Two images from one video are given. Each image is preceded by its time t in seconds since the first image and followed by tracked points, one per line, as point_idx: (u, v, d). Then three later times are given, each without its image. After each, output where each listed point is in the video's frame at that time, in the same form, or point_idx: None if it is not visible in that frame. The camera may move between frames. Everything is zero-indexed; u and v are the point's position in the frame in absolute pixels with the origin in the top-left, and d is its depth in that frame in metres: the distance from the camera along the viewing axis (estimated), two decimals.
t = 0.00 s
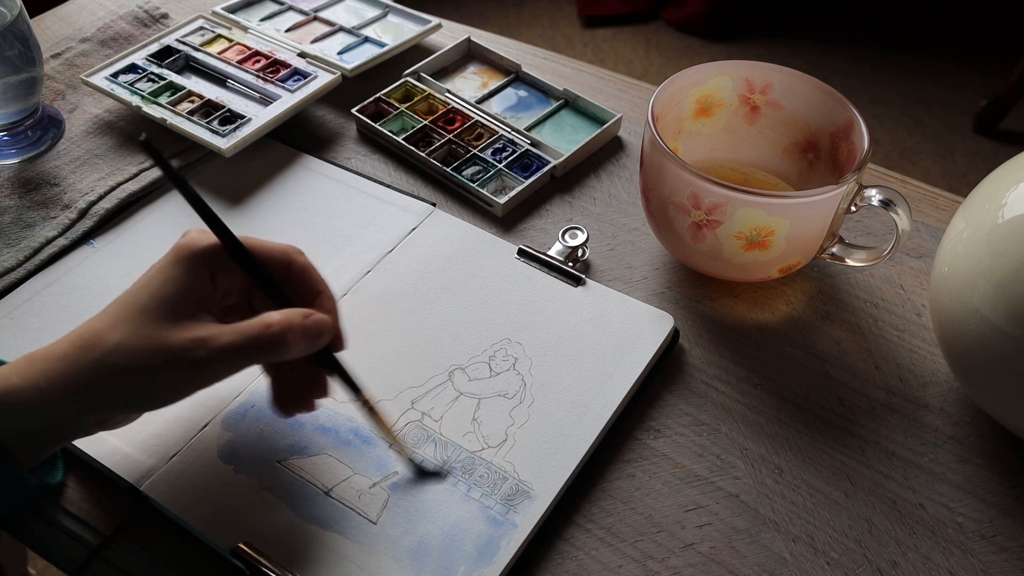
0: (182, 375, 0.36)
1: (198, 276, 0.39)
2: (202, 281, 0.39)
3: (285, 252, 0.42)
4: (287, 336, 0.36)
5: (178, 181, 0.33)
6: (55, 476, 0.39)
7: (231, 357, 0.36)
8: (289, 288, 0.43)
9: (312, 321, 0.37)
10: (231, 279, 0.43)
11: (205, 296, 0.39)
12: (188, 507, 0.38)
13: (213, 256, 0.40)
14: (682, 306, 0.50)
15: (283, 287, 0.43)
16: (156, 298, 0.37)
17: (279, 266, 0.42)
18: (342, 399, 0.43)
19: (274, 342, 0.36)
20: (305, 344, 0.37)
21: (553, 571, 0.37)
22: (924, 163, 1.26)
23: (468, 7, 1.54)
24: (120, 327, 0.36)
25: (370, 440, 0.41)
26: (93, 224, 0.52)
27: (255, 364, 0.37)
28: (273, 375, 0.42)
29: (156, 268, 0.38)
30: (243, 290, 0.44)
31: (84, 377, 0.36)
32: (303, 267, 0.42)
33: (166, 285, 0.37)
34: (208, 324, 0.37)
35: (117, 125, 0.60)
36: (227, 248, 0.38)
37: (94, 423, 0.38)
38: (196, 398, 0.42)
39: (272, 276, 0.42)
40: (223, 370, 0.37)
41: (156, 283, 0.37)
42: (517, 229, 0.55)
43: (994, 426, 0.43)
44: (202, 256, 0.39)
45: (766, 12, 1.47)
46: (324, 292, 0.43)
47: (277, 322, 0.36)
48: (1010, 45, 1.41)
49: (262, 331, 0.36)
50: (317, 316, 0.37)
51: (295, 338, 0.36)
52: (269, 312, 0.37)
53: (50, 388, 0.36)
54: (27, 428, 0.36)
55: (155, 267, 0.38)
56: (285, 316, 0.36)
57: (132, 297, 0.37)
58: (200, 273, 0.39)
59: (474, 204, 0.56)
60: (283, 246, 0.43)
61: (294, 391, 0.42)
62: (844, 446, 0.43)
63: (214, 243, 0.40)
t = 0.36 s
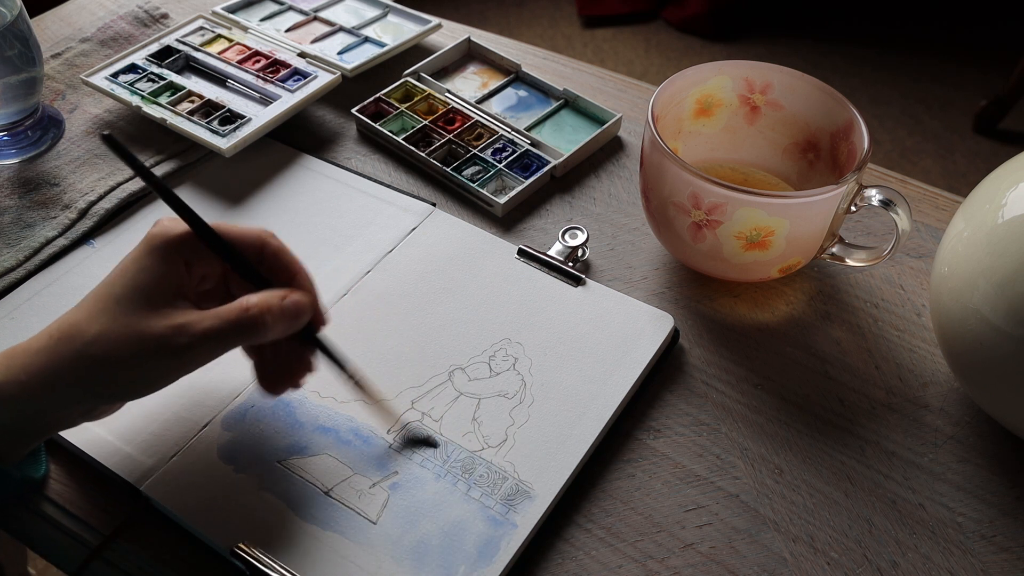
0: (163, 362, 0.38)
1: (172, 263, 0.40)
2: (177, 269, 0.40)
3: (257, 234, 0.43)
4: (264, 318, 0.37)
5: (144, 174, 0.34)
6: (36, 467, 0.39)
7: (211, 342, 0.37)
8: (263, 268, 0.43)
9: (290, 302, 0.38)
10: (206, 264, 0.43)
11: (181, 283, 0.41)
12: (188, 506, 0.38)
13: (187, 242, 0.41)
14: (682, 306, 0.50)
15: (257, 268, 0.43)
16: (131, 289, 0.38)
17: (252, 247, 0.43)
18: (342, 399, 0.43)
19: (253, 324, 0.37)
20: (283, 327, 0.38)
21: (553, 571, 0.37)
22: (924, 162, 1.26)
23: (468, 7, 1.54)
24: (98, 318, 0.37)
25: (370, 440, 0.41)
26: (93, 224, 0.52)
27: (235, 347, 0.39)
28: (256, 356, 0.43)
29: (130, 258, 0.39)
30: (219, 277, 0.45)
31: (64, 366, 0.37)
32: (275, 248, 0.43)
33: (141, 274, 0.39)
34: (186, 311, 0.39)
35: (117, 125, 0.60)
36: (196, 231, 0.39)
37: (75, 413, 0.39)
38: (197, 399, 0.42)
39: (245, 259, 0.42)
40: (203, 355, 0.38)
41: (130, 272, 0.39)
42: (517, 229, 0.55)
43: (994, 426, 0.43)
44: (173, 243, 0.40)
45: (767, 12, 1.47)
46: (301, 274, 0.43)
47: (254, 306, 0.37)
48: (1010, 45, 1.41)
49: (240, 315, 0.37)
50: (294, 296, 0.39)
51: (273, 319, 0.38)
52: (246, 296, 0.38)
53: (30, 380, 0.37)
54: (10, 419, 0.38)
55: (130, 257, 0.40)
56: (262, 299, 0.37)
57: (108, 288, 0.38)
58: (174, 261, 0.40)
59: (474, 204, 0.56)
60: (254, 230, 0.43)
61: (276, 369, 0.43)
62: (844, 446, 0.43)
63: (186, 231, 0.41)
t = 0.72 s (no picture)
0: (145, 347, 0.37)
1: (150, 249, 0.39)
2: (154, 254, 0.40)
3: (235, 216, 0.43)
4: (244, 299, 0.35)
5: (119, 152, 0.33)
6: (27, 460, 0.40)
7: (193, 327, 0.36)
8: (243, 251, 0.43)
9: (267, 283, 0.36)
10: (184, 249, 0.43)
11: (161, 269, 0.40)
12: (187, 505, 0.38)
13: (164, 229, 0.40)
14: (682, 306, 0.50)
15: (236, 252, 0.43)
16: (113, 278, 0.38)
17: (231, 230, 0.43)
18: (342, 398, 0.43)
19: (233, 306, 0.35)
20: (263, 306, 0.37)
21: (553, 571, 0.37)
22: (924, 163, 1.26)
23: (468, 7, 1.54)
24: (80, 309, 0.37)
25: (370, 440, 0.41)
26: (93, 224, 0.52)
27: (218, 330, 0.37)
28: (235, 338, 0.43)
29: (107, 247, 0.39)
30: (198, 262, 0.45)
31: (51, 360, 0.37)
32: (256, 230, 0.43)
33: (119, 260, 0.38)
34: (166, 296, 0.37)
35: (117, 125, 0.60)
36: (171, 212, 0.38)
37: (64, 405, 0.39)
38: (197, 398, 0.42)
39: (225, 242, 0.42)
40: (185, 339, 0.37)
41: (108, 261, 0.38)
42: (516, 229, 0.55)
43: (994, 426, 0.43)
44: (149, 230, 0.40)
45: (767, 12, 1.47)
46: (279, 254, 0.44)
47: (234, 287, 0.35)
48: (1010, 45, 1.41)
49: (218, 296, 0.35)
50: (272, 276, 0.37)
51: (253, 300, 0.36)
52: (227, 276, 0.36)
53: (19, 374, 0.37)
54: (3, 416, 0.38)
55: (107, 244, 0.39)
56: (241, 279, 0.36)
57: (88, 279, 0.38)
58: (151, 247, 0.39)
59: (474, 204, 0.56)
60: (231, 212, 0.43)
61: (256, 351, 0.43)
62: (844, 447, 0.43)
63: (163, 216, 0.40)
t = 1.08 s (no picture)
0: (147, 345, 0.37)
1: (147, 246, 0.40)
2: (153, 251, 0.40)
3: (233, 211, 0.43)
4: (245, 294, 0.36)
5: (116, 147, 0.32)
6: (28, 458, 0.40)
7: (194, 322, 0.36)
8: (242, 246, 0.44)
9: (269, 277, 0.37)
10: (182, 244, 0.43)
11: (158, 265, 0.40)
12: (187, 505, 0.38)
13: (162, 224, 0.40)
14: (682, 306, 0.50)
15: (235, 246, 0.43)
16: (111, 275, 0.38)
17: (229, 225, 0.43)
18: (342, 398, 0.43)
19: (235, 301, 0.36)
20: (264, 301, 0.37)
21: (553, 571, 0.37)
22: (924, 163, 1.26)
23: (468, 7, 1.54)
24: (80, 306, 0.37)
25: (370, 440, 0.41)
26: (93, 224, 0.52)
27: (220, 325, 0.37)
28: (239, 333, 0.43)
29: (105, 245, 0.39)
30: (197, 255, 0.45)
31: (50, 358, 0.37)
32: (253, 223, 0.43)
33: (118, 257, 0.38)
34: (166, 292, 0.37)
35: (117, 125, 0.60)
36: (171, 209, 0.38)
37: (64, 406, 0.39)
38: (197, 398, 0.42)
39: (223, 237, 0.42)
40: (186, 335, 0.37)
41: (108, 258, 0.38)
42: (517, 229, 0.55)
43: (994, 426, 0.43)
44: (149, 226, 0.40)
45: (767, 12, 1.47)
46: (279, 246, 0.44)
47: (235, 282, 0.36)
48: (1010, 45, 1.41)
49: (221, 292, 0.35)
50: (273, 270, 0.37)
51: (254, 295, 0.36)
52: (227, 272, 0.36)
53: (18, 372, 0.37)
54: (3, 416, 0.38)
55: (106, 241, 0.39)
56: (242, 274, 0.36)
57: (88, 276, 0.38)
58: (149, 243, 0.40)
59: (474, 204, 0.56)
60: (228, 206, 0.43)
61: (262, 346, 0.43)
62: (844, 446, 0.43)
63: (161, 211, 0.40)
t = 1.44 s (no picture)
0: (155, 351, 0.37)
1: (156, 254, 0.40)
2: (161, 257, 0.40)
3: (245, 220, 0.43)
4: (252, 304, 0.35)
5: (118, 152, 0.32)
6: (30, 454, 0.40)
7: (201, 330, 0.36)
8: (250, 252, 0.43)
9: (278, 286, 0.36)
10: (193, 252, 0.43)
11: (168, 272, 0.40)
12: (188, 506, 0.38)
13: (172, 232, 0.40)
14: (682, 306, 0.50)
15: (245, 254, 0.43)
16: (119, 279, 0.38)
17: (240, 233, 0.43)
18: (342, 398, 0.43)
19: (241, 310, 0.35)
20: (272, 311, 0.36)
21: (553, 571, 0.37)
22: (924, 163, 1.26)
23: (468, 7, 1.54)
24: (88, 310, 0.37)
25: (370, 440, 0.41)
26: (93, 224, 0.52)
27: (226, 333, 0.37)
28: (248, 342, 0.42)
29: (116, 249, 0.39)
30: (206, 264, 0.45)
31: (48, 358, 0.37)
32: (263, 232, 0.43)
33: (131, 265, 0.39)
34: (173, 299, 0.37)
35: (117, 125, 0.60)
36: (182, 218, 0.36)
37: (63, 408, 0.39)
38: (197, 399, 0.42)
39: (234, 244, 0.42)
40: (192, 343, 0.37)
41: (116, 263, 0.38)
42: (517, 229, 0.55)
43: (994, 426, 0.43)
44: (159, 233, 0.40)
45: (767, 12, 1.47)
46: (288, 254, 0.44)
47: (242, 291, 0.35)
48: (1010, 45, 1.41)
49: (227, 300, 0.35)
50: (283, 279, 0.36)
51: (262, 304, 0.35)
52: (235, 281, 0.36)
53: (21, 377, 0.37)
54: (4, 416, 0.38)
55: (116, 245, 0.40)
56: (249, 283, 0.35)
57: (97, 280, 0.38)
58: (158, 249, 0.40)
59: (474, 204, 0.56)
60: (240, 215, 0.43)
61: (271, 354, 0.42)
62: (844, 447, 0.43)
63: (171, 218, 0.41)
